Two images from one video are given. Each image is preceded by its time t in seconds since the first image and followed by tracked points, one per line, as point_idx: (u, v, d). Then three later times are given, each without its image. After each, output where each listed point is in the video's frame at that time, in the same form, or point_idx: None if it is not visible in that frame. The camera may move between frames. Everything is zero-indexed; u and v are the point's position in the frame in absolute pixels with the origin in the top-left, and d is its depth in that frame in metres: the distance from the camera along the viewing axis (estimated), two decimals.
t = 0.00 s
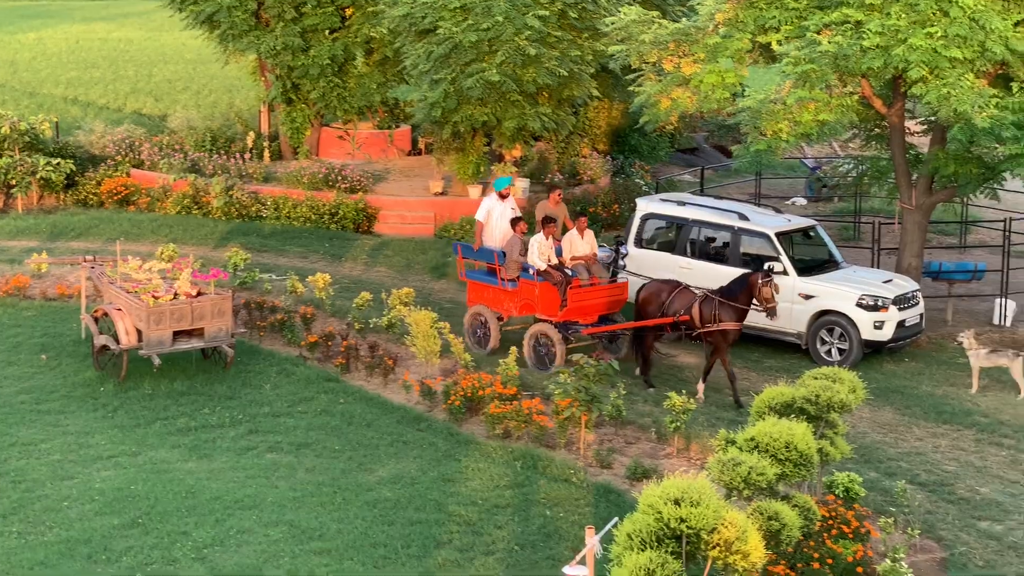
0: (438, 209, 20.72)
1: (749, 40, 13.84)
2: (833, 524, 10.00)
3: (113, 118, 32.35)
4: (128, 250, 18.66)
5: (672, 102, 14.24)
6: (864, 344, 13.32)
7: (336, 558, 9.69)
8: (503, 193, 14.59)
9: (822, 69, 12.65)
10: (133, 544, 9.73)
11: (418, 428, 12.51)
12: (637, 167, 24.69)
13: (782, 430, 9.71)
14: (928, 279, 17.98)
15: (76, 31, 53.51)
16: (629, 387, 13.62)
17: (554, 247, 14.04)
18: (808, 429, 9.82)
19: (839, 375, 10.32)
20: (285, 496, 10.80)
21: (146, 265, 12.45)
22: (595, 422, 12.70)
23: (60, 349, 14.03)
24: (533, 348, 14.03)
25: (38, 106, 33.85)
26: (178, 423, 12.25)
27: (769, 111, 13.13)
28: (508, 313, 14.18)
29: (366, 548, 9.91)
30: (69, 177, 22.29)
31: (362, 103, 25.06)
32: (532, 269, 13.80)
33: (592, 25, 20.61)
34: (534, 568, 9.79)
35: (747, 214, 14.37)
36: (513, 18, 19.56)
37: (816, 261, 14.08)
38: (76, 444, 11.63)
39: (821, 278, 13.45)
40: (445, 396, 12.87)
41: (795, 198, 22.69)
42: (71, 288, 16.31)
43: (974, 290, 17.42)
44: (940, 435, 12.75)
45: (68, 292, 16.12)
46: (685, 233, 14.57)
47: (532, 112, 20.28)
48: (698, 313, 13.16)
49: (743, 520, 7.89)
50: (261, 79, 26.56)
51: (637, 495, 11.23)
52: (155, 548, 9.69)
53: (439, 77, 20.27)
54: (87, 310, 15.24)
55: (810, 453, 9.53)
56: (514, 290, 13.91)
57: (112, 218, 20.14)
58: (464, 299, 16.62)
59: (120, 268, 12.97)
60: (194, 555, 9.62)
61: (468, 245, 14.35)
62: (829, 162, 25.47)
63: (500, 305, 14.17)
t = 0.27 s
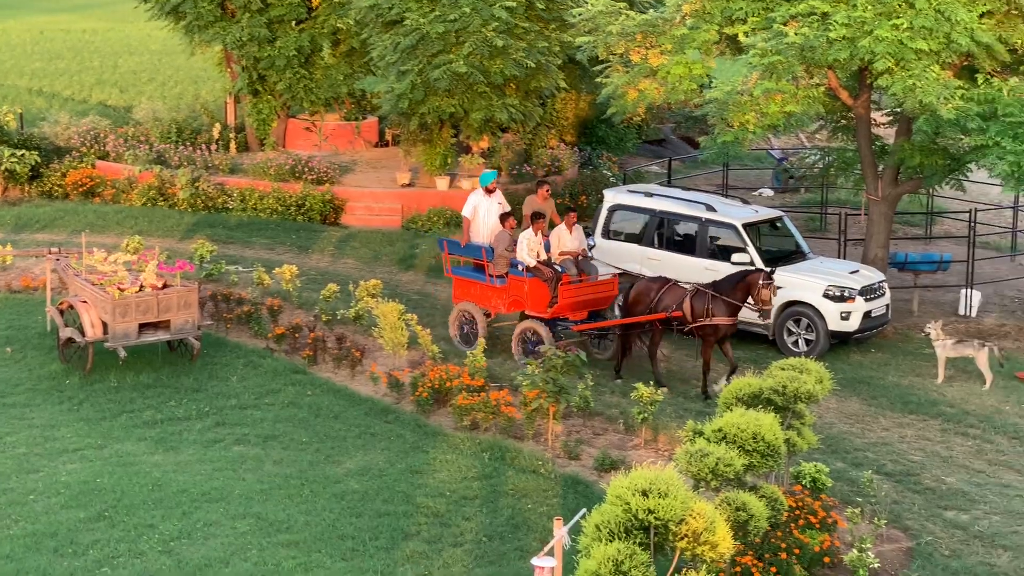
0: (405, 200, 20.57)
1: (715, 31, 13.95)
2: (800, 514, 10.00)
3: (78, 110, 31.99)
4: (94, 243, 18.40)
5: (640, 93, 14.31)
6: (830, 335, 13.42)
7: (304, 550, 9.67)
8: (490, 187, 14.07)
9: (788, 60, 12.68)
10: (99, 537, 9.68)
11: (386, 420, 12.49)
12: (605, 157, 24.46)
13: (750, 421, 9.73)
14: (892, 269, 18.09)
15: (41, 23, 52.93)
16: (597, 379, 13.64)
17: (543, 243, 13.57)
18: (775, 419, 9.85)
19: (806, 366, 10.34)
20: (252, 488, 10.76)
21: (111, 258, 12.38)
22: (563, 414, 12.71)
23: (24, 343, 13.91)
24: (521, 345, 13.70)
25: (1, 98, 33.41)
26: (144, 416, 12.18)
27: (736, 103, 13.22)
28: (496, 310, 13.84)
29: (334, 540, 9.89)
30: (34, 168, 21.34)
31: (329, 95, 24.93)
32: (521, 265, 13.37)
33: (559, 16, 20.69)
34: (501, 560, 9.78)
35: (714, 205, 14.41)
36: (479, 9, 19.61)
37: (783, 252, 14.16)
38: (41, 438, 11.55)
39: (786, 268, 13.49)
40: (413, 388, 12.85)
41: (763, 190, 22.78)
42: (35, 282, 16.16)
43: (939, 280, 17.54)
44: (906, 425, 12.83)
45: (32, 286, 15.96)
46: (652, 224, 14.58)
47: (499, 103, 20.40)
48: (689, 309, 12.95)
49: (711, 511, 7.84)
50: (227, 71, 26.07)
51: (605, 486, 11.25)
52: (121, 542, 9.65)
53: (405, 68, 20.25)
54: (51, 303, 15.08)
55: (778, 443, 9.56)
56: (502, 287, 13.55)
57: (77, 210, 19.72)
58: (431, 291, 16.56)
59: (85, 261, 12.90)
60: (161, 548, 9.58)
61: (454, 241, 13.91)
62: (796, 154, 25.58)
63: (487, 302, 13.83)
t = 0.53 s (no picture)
0: (384, 197, 20.58)
1: (694, 28, 13.91)
2: (780, 510, 10.03)
3: (54, 106, 31.76)
4: (70, 240, 18.26)
5: (620, 89, 14.29)
6: (811, 330, 13.49)
7: (284, 549, 9.64)
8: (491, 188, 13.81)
9: (767, 57, 12.71)
10: (78, 536, 9.63)
11: (366, 417, 12.46)
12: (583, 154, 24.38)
13: (730, 417, 9.75)
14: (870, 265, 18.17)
15: (16, 19, 52.58)
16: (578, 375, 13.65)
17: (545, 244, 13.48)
18: (755, 415, 9.86)
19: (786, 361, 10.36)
20: (231, 486, 10.73)
21: (89, 255, 12.34)
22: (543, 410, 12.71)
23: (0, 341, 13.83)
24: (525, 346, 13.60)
25: None
26: (123, 414, 12.13)
27: (715, 99, 13.23)
28: (496, 311, 13.66)
29: (314, 538, 9.87)
30: (11, 166, 21.24)
31: (307, 92, 24.71)
32: (522, 267, 13.24)
33: (539, 13, 20.82)
34: (483, 557, 9.78)
35: (694, 201, 14.48)
36: (459, 6, 19.67)
37: (763, 249, 14.28)
38: (18, 437, 11.48)
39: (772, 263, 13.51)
40: (393, 385, 12.83)
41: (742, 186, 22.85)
42: (11, 279, 16.06)
43: (917, 276, 17.61)
44: (885, 420, 12.89)
45: (9, 283, 15.88)
46: (632, 221, 14.58)
47: (479, 99, 20.40)
48: (697, 311, 12.99)
49: (691, 507, 7.85)
50: (204, 67, 25.94)
51: (585, 482, 11.26)
52: (100, 541, 9.60)
53: (385, 65, 20.17)
54: (27, 301, 14.98)
55: (758, 440, 9.57)
56: (502, 288, 13.38)
57: (54, 208, 19.57)
58: (411, 287, 16.52)
59: (63, 258, 12.85)
60: (140, 547, 9.54)
61: (454, 241, 13.75)
62: (775, 151, 25.68)
63: (487, 303, 13.68)
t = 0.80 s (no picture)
0: (358, 192, 20.28)
1: (669, 22, 13.96)
2: (755, 505, 9.98)
3: (25, 103, 31.57)
4: (43, 237, 18.14)
5: (593, 85, 14.31)
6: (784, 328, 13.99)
7: (258, 545, 9.61)
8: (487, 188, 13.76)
9: (741, 51, 12.76)
10: (51, 534, 9.59)
11: (340, 413, 12.45)
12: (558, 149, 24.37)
13: (705, 412, 9.68)
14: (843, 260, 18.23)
15: None
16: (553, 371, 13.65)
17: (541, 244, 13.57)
18: (731, 410, 9.80)
19: (761, 355, 10.28)
20: (205, 483, 10.69)
21: (62, 252, 12.31)
22: (518, 406, 12.70)
23: None
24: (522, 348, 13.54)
25: None
26: (96, 411, 12.08)
27: (690, 94, 13.34)
28: (491, 313, 13.62)
29: (289, 534, 9.84)
30: None
31: (281, 88, 24.63)
32: (518, 268, 13.21)
33: (513, 8, 21.06)
34: (457, 552, 9.77)
35: (668, 197, 14.50)
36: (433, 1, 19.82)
37: (737, 244, 14.27)
38: None
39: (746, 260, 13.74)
40: (367, 381, 12.81)
41: (717, 181, 22.92)
42: None
43: (890, 270, 17.69)
44: (859, 414, 12.95)
45: None
46: (607, 216, 14.61)
47: (454, 95, 20.48)
48: (701, 310, 12.94)
49: (666, 502, 7.83)
50: (177, 63, 25.83)
51: (560, 478, 11.26)
52: (73, 538, 9.56)
53: (358, 61, 20.32)
54: None
55: (733, 434, 9.50)
56: (499, 290, 13.34)
57: (27, 205, 19.48)
58: (385, 283, 16.49)
59: (36, 255, 12.81)
60: (113, 544, 9.50)
61: (448, 243, 13.68)
62: (749, 146, 25.79)
63: (482, 305, 13.62)
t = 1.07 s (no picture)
0: (331, 189, 20.30)
1: (641, 18, 13.94)
2: (728, 500, 9.94)
3: None
4: (14, 234, 18.05)
5: (566, 80, 14.47)
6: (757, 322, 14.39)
7: (232, 543, 9.58)
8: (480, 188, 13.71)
9: (714, 47, 12.73)
10: (23, 533, 9.56)
11: (314, 410, 12.44)
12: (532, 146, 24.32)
13: (679, 408, 9.65)
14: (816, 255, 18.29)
15: None
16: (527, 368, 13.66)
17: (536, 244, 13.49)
18: (704, 406, 9.78)
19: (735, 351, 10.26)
20: (179, 480, 10.67)
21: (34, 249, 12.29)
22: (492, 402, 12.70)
23: None
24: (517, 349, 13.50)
25: None
26: (68, 409, 12.04)
27: (662, 90, 13.36)
28: (487, 314, 13.58)
29: (262, 532, 9.81)
30: None
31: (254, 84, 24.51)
32: (514, 268, 13.19)
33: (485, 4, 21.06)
34: (431, 549, 9.75)
35: (641, 192, 14.58)
36: None
37: (710, 239, 14.33)
38: None
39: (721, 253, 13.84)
40: (341, 378, 12.81)
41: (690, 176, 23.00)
42: None
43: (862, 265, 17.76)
44: (832, 409, 13.00)
45: None
46: (580, 212, 14.68)
47: (425, 91, 20.49)
48: (701, 310, 12.95)
49: (640, 498, 7.78)
50: (148, 59, 25.71)
51: (534, 474, 11.25)
52: (46, 536, 9.52)
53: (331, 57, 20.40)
54: None
55: (706, 430, 9.49)
56: (495, 291, 13.30)
57: None
58: (359, 280, 16.47)
59: (7, 252, 12.79)
60: (85, 542, 9.47)
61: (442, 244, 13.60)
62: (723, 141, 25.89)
63: (477, 306, 13.57)
